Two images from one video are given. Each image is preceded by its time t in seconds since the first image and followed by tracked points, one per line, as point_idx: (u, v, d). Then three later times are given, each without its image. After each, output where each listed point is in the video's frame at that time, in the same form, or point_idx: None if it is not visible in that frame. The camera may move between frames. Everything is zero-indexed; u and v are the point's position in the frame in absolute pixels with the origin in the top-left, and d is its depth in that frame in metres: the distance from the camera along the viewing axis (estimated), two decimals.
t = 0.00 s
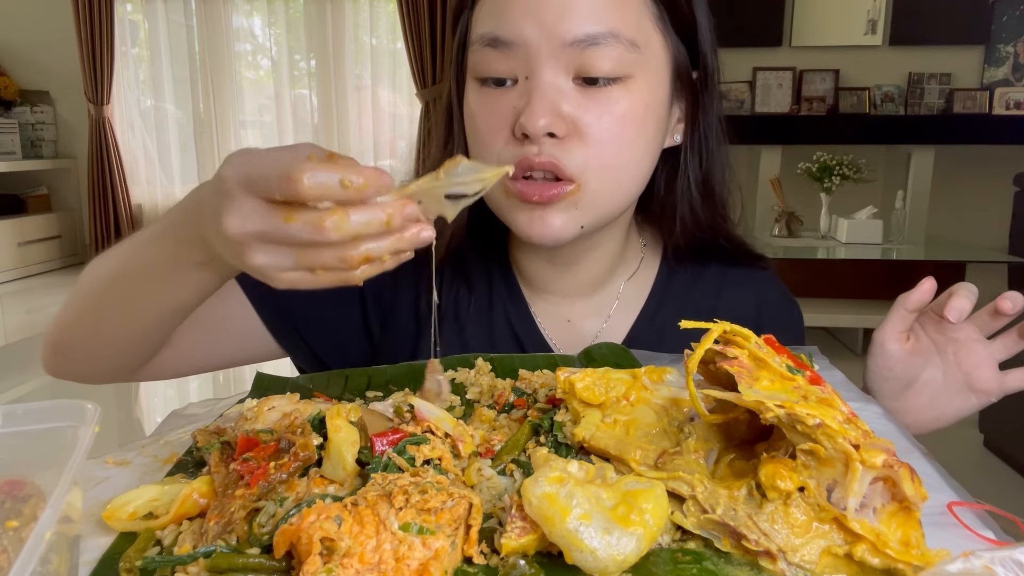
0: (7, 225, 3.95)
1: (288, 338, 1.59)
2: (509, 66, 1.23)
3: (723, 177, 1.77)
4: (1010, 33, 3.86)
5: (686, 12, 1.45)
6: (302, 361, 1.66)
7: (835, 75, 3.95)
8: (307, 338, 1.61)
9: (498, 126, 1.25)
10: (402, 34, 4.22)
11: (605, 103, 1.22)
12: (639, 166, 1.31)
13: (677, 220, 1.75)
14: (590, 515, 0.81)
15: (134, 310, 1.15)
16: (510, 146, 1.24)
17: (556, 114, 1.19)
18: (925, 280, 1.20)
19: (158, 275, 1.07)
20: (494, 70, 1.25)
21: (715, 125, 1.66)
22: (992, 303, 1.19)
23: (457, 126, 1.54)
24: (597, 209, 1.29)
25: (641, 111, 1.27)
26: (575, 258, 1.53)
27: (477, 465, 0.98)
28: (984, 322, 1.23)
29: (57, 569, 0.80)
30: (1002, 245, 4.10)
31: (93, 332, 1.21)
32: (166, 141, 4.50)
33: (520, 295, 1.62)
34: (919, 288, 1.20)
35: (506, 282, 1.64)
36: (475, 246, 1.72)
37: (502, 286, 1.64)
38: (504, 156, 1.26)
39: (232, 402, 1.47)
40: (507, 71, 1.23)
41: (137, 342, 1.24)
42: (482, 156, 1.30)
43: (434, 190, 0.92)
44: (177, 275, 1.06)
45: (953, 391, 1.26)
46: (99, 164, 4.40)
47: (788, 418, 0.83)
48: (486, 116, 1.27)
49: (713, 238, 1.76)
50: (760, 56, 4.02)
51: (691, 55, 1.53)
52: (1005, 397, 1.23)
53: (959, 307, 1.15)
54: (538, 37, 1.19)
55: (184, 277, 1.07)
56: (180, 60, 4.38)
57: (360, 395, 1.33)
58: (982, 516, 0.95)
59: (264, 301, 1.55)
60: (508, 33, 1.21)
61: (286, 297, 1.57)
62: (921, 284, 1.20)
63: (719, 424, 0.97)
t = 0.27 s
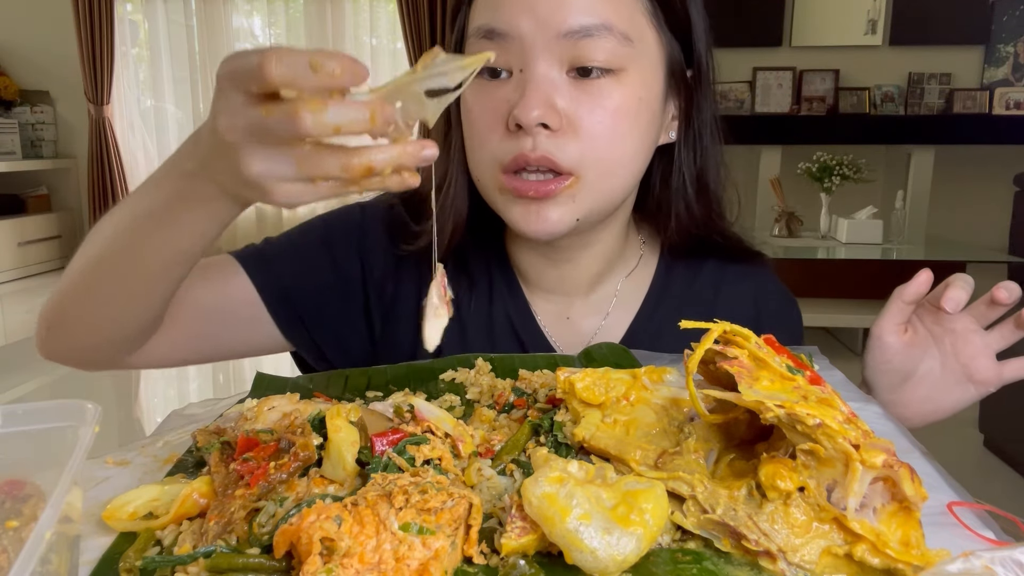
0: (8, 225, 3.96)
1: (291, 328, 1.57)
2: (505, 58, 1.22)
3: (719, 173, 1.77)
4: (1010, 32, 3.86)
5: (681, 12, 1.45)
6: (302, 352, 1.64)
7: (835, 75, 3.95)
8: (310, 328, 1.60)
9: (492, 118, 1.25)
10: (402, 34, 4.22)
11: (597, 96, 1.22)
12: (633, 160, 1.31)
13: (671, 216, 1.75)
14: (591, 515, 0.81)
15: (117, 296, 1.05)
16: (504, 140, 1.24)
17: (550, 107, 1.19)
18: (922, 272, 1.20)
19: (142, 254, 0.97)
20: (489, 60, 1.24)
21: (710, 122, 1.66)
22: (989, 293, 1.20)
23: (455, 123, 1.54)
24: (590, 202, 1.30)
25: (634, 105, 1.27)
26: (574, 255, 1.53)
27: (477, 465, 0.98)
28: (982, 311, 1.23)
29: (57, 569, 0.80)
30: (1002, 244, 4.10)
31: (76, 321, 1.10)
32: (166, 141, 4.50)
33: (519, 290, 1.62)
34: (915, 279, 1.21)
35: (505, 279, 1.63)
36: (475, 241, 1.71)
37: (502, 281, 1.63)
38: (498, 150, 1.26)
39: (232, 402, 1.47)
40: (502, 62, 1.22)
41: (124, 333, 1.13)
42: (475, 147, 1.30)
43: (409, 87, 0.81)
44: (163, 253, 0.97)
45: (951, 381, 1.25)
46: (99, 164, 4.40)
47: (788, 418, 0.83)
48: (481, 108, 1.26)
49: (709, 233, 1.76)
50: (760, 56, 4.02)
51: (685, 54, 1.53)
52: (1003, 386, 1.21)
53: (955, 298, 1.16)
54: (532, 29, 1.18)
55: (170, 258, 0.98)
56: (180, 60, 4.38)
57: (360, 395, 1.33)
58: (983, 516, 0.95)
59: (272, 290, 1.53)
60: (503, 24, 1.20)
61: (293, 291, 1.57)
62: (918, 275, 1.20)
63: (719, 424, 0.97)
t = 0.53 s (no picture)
0: (8, 225, 3.96)
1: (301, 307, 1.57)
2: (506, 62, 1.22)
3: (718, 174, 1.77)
4: (1010, 32, 3.86)
5: (681, 18, 1.45)
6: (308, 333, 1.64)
7: (835, 75, 3.95)
8: (319, 309, 1.60)
9: (494, 122, 1.25)
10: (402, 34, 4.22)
11: (597, 101, 1.22)
12: (632, 162, 1.31)
13: (668, 217, 1.74)
14: (591, 515, 0.81)
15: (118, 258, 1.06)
16: (505, 142, 1.24)
17: (551, 110, 1.18)
18: (919, 266, 1.22)
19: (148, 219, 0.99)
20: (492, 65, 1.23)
21: (709, 125, 1.66)
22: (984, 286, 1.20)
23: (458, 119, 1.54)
24: (591, 204, 1.30)
25: (635, 109, 1.27)
26: (575, 251, 1.53)
27: (477, 466, 0.98)
28: (977, 305, 1.24)
29: (57, 569, 0.80)
30: (1002, 244, 4.10)
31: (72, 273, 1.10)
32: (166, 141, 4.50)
33: (521, 284, 1.62)
34: (912, 273, 1.23)
35: (507, 273, 1.64)
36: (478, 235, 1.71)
37: (504, 275, 1.64)
38: (500, 152, 1.26)
39: (232, 402, 1.47)
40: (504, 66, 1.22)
41: (122, 291, 1.13)
42: (478, 150, 1.30)
43: (426, 78, 0.77)
44: (169, 214, 0.99)
45: (947, 375, 1.25)
46: (99, 164, 4.40)
47: (788, 418, 0.83)
48: (482, 111, 1.26)
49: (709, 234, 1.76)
50: (760, 56, 4.02)
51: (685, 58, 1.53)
52: (999, 379, 1.21)
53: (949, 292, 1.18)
54: (533, 33, 1.18)
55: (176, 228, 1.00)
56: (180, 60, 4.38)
57: (360, 395, 1.33)
58: (982, 516, 0.95)
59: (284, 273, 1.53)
60: (505, 29, 1.20)
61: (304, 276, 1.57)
62: (915, 269, 1.22)
63: (719, 424, 0.97)
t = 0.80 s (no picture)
0: (8, 225, 3.96)
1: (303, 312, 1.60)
2: (517, 79, 1.21)
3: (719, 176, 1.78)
4: (1010, 32, 3.86)
5: (687, 23, 1.45)
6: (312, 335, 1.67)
7: (835, 75, 3.95)
8: (322, 313, 1.63)
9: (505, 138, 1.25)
10: (402, 34, 4.23)
11: (608, 118, 1.23)
12: (639, 173, 1.33)
13: (672, 219, 1.74)
14: (591, 515, 0.81)
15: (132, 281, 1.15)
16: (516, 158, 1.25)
17: (562, 128, 1.19)
18: (919, 262, 1.23)
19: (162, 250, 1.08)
20: (503, 81, 1.23)
21: (713, 128, 1.67)
22: (984, 282, 1.20)
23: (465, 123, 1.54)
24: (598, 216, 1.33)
25: (643, 124, 1.28)
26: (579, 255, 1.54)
27: (477, 465, 0.98)
28: (978, 301, 1.24)
29: (58, 569, 0.80)
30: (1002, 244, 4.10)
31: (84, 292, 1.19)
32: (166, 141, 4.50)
33: (525, 282, 1.62)
34: (913, 270, 1.23)
35: (511, 273, 1.64)
36: (482, 238, 1.71)
37: (507, 272, 1.64)
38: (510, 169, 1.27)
39: (232, 402, 1.46)
40: (515, 83, 1.22)
41: (134, 310, 1.23)
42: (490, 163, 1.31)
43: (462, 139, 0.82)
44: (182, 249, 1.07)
45: (949, 370, 1.25)
46: (99, 164, 4.40)
47: (788, 418, 0.83)
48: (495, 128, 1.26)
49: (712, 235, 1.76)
50: (760, 56, 4.02)
51: (692, 60, 1.53)
52: (1001, 374, 1.22)
53: (952, 287, 1.16)
54: (544, 51, 1.18)
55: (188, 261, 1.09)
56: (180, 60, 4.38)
57: (360, 395, 1.33)
58: (983, 516, 0.95)
59: (286, 276, 1.57)
60: (515, 48, 1.20)
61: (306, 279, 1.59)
62: (916, 266, 1.22)
63: (719, 424, 0.97)
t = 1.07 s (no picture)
0: (8, 225, 3.96)
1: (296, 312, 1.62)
2: (523, 83, 1.22)
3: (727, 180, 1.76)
4: (1010, 33, 3.86)
5: (696, 25, 1.43)
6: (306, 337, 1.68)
7: (835, 75, 3.95)
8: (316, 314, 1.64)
9: (511, 140, 1.26)
10: (402, 34, 4.22)
11: (616, 123, 1.23)
12: (646, 179, 1.33)
13: (677, 224, 1.73)
14: (591, 515, 0.81)
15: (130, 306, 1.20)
16: (523, 161, 1.26)
17: (571, 132, 1.20)
18: (925, 272, 1.22)
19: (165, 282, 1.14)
20: (510, 85, 1.24)
21: (721, 132, 1.65)
22: (989, 293, 1.20)
23: (471, 124, 1.55)
24: (605, 220, 1.33)
25: (651, 128, 1.28)
26: (584, 256, 1.53)
27: (477, 466, 0.99)
28: (982, 311, 1.24)
29: (57, 570, 0.80)
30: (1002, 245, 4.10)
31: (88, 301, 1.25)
32: (166, 141, 4.51)
33: (527, 290, 1.63)
34: (920, 279, 1.23)
35: (512, 279, 1.64)
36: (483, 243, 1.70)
37: (508, 280, 1.65)
38: (516, 171, 1.28)
39: (232, 402, 1.47)
40: (522, 87, 1.23)
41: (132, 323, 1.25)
42: (496, 167, 1.32)
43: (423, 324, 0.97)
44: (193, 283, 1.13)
45: (950, 382, 1.25)
46: (99, 164, 4.40)
47: (788, 418, 0.83)
48: (502, 132, 1.27)
49: (718, 240, 1.75)
50: (760, 56, 4.02)
51: (700, 63, 1.51)
52: (1003, 385, 1.22)
53: (957, 297, 1.17)
54: (554, 57, 1.18)
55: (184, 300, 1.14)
56: (180, 60, 4.39)
57: (360, 395, 1.33)
58: (982, 516, 0.95)
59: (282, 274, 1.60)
60: (524, 52, 1.20)
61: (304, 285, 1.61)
62: (922, 275, 1.22)
63: (719, 424, 0.97)
